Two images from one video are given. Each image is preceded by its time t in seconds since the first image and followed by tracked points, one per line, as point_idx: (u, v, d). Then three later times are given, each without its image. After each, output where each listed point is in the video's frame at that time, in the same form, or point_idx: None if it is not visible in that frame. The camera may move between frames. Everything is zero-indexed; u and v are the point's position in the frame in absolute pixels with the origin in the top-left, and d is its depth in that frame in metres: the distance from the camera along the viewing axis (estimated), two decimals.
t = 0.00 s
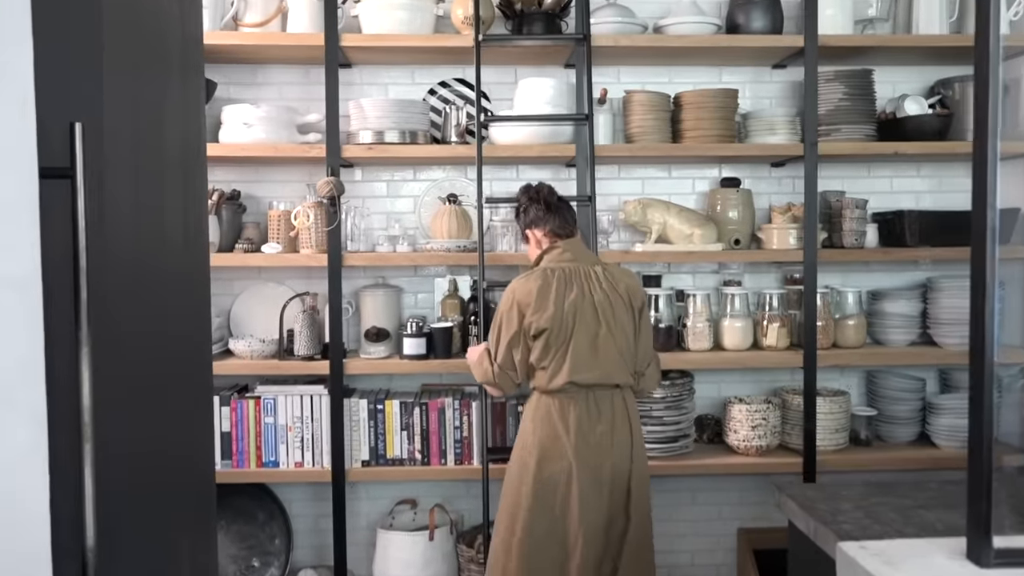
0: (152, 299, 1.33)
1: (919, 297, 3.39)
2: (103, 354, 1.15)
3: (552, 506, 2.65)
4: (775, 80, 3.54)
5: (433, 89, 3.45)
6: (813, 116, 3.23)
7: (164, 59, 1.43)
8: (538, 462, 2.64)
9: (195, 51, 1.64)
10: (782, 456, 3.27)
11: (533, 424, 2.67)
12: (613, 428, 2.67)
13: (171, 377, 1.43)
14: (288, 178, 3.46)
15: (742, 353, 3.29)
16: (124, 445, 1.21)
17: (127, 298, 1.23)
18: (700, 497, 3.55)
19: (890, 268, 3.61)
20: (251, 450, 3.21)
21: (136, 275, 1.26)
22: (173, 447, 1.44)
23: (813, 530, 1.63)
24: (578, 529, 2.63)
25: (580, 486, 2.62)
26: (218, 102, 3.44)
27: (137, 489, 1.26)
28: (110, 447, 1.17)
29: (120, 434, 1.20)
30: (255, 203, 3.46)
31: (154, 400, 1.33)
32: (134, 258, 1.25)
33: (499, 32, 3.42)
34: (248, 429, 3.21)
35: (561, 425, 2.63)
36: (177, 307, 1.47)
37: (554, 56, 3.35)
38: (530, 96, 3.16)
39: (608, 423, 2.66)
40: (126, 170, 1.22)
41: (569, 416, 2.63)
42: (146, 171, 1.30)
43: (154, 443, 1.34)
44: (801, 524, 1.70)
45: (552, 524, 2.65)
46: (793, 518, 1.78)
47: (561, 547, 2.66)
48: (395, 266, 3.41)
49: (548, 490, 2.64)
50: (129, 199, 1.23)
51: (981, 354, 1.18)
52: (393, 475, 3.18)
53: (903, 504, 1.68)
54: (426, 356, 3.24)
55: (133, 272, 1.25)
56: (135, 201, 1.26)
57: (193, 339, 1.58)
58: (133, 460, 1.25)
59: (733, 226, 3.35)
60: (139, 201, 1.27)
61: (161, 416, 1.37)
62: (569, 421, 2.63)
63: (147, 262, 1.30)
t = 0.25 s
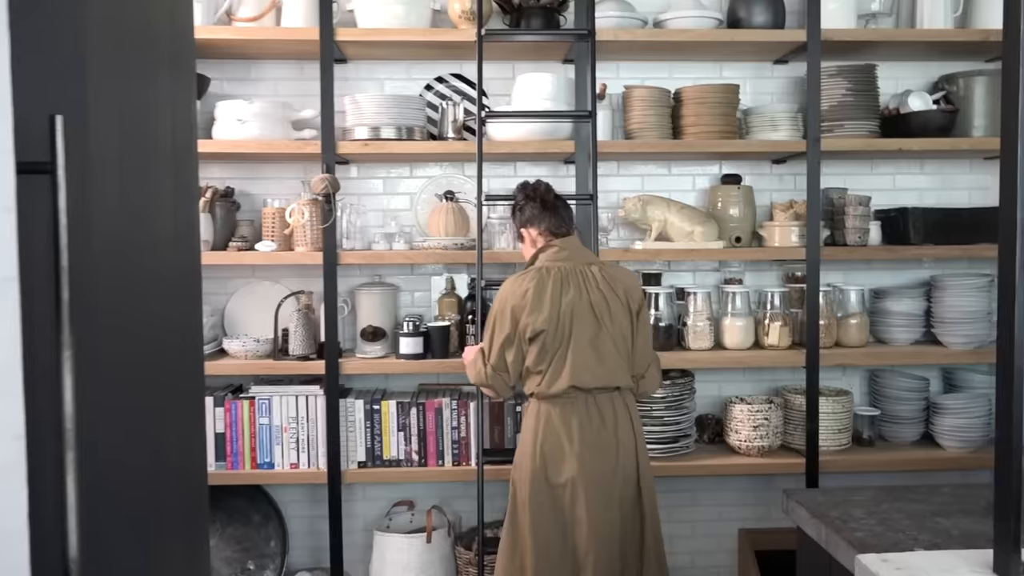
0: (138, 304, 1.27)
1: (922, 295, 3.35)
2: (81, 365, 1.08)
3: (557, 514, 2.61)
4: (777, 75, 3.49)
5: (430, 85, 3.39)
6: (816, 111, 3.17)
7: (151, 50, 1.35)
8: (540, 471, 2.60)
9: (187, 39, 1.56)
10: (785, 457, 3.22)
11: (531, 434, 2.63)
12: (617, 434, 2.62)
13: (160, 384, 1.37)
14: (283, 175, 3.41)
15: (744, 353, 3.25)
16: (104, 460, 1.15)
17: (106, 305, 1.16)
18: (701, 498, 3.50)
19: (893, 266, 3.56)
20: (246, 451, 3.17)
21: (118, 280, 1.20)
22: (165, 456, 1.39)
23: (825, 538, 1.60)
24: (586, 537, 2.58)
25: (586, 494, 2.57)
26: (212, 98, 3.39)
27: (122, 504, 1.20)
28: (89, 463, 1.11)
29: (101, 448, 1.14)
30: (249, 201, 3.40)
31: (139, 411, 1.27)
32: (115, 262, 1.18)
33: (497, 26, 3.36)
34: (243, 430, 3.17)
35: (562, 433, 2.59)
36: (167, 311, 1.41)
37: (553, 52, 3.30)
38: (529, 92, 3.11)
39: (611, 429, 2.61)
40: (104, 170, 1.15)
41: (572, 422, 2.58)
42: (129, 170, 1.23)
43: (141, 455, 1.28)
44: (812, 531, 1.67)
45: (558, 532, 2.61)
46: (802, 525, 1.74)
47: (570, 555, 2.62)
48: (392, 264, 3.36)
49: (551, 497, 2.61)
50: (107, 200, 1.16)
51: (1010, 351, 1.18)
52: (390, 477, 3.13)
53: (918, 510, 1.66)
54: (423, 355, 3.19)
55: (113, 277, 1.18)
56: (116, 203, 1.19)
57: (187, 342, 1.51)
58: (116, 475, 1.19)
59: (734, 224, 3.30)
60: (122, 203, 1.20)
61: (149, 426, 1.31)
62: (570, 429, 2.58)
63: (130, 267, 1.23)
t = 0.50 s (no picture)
0: (119, 308, 1.21)
1: (925, 293, 3.31)
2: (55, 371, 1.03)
3: (550, 519, 2.55)
4: (778, 70, 3.45)
5: (427, 80, 3.34)
6: (817, 106, 3.13)
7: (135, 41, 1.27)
8: (532, 477, 2.54)
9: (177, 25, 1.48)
10: (786, 457, 3.19)
11: (518, 438, 2.58)
12: (606, 433, 2.57)
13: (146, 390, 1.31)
14: (278, 172, 3.36)
15: (745, 351, 3.21)
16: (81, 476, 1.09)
17: (77, 312, 1.09)
18: (701, 498, 3.47)
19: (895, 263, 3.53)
20: (240, 452, 3.12)
21: (95, 285, 1.13)
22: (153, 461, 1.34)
23: (833, 542, 1.57)
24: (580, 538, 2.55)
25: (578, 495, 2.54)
26: (205, 93, 3.34)
27: (103, 513, 1.15)
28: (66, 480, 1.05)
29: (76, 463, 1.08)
30: (243, 198, 3.35)
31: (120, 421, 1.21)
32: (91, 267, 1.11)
33: (495, 20, 3.31)
34: (237, 430, 3.12)
35: (550, 436, 2.54)
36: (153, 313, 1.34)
37: (552, 46, 3.25)
38: (527, 87, 3.06)
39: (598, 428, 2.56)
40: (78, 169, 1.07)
41: (560, 423, 2.54)
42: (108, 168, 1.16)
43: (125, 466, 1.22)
44: (819, 535, 1.63)
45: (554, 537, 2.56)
46: (808, 528, 1.71)
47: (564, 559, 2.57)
48: (388, 262, 3.31)
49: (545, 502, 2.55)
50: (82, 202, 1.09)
51: None
52: (386, 477, 3.08)
53: (928, 514, 1.63)
54: (420, 354, 3.15)
55: (88, 282, 1.11)
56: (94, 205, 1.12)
57: (178, 343, 1.46)
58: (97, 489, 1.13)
59: (736, 221, 3.26)
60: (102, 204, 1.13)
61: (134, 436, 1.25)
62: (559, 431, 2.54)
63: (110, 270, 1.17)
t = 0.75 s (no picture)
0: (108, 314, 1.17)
1: (930, 292, 3.28)
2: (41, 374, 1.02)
3: (545, 518, 2.47)
4: (781, 67, 3.41)
5: (426, 77, 3.31)
6: (821, 103, 3.09)
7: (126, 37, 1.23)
8: (527, 474, 2.46)
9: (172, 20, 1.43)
10: (789, 458, 3.15)
11: (512, 434, 2.51)
12: (603, 432, 2.50)
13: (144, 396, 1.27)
14: (276, 170, 3.32)
15: (747, 351, 3.18)
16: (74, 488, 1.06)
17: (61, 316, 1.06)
18: (703, 499, 3.43)
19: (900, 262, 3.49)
20: (237, 453, 3.09)
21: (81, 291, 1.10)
22: (148, 464, 1.32)
23: (839, 545, 1.53)
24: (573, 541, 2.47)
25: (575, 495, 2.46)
26: (201, 91, 3.30)
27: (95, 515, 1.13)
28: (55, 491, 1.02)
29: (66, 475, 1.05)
30: (240, 196, 3.32)
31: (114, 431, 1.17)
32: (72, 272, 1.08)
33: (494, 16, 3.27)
34: (234, 431, 3.09)
35: (545, 431, 2.47)
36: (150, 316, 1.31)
37: (553, 42, 3.21)
38: (527, 84, 3.03)
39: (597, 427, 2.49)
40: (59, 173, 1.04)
41: (560, 420, 2.48)
42: (91, 168, 1.12)
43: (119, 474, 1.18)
44: (824, 539, 1.59)
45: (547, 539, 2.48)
46: (812, 530, 1.67)
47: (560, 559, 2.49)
48: (387, 261, 3.27)
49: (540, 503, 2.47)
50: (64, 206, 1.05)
51: None
52: (384, 479, 3.05)
53: (936, 517, 1.59)
54: (419, 354, 3.11)
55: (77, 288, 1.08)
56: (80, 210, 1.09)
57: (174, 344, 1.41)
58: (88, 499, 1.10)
59: (738, 220, 3.22)
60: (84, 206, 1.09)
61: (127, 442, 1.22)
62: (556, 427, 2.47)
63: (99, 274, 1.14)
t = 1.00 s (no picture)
0: (96, 316, 1.08)
1: (937, 297, 3.24)
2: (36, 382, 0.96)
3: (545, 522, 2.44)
4: (787, 70, 3.38)
5: (428, 80, 3.28)
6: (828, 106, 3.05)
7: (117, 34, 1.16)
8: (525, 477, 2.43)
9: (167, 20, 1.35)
10: (794, 465, 3.12)
11: (511, 437, 2.47)
12: (603, 436, 2.46)
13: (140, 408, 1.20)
14: (277, 174, 3.30)
15: (752, 357, 3.15)
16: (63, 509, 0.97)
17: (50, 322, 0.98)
18: (707, 506, 3.40)
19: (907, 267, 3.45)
20: (237, 459, 3.07)
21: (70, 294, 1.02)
22: (147, 473, 1.22)
23: (845, 558, 1.50)
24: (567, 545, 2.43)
25: (571, 499, 2.42)
26: (202, 94, 3.28)
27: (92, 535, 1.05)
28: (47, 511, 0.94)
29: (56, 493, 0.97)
30: (241, 200, 3.30)
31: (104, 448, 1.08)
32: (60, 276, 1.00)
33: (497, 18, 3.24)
34: (234, 437, 3.07)
35: (543, 435, 2.42)
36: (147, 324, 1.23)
37: (556, 45, 3.18)
38: (530, 87, 3.00)
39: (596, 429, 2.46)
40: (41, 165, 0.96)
41: (563, 421, 2.44)
42: (80, 161, 1.04)
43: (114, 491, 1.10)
44: (830, 551, 1.56)
45: (540, 542, 2.45)
46: (817, 542, 1.64)
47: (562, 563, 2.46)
48: (389, 266, 3.25)
49: (535, 505, 2.45)
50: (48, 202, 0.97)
51: None
52: (385, 485, 3.03)
53: (944, 530, 1.55)
54: (421, 359, 3.09)
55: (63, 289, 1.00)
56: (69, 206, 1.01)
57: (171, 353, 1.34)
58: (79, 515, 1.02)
59: (743, 224, 3.19)
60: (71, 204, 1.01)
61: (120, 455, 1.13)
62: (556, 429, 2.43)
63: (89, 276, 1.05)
